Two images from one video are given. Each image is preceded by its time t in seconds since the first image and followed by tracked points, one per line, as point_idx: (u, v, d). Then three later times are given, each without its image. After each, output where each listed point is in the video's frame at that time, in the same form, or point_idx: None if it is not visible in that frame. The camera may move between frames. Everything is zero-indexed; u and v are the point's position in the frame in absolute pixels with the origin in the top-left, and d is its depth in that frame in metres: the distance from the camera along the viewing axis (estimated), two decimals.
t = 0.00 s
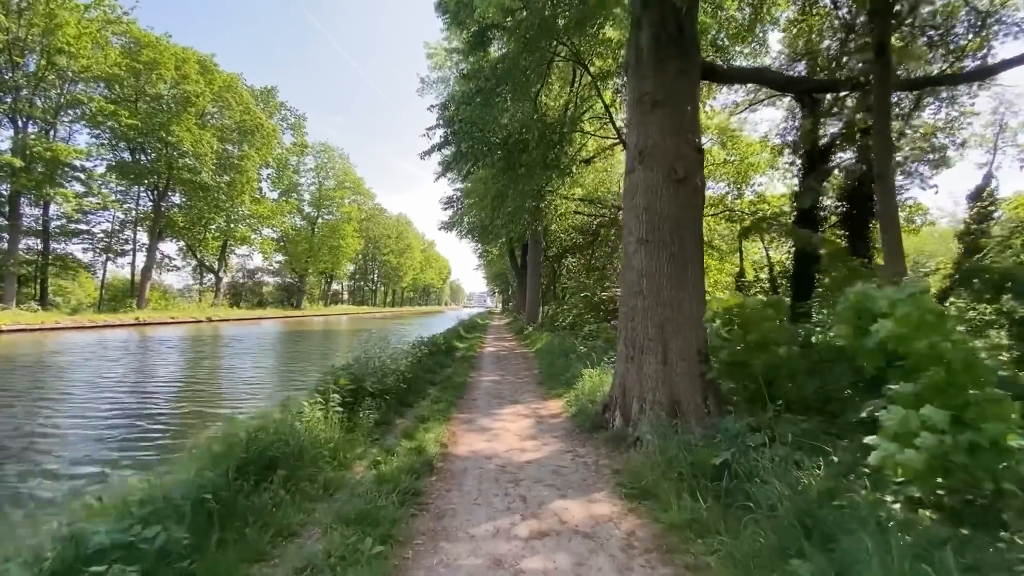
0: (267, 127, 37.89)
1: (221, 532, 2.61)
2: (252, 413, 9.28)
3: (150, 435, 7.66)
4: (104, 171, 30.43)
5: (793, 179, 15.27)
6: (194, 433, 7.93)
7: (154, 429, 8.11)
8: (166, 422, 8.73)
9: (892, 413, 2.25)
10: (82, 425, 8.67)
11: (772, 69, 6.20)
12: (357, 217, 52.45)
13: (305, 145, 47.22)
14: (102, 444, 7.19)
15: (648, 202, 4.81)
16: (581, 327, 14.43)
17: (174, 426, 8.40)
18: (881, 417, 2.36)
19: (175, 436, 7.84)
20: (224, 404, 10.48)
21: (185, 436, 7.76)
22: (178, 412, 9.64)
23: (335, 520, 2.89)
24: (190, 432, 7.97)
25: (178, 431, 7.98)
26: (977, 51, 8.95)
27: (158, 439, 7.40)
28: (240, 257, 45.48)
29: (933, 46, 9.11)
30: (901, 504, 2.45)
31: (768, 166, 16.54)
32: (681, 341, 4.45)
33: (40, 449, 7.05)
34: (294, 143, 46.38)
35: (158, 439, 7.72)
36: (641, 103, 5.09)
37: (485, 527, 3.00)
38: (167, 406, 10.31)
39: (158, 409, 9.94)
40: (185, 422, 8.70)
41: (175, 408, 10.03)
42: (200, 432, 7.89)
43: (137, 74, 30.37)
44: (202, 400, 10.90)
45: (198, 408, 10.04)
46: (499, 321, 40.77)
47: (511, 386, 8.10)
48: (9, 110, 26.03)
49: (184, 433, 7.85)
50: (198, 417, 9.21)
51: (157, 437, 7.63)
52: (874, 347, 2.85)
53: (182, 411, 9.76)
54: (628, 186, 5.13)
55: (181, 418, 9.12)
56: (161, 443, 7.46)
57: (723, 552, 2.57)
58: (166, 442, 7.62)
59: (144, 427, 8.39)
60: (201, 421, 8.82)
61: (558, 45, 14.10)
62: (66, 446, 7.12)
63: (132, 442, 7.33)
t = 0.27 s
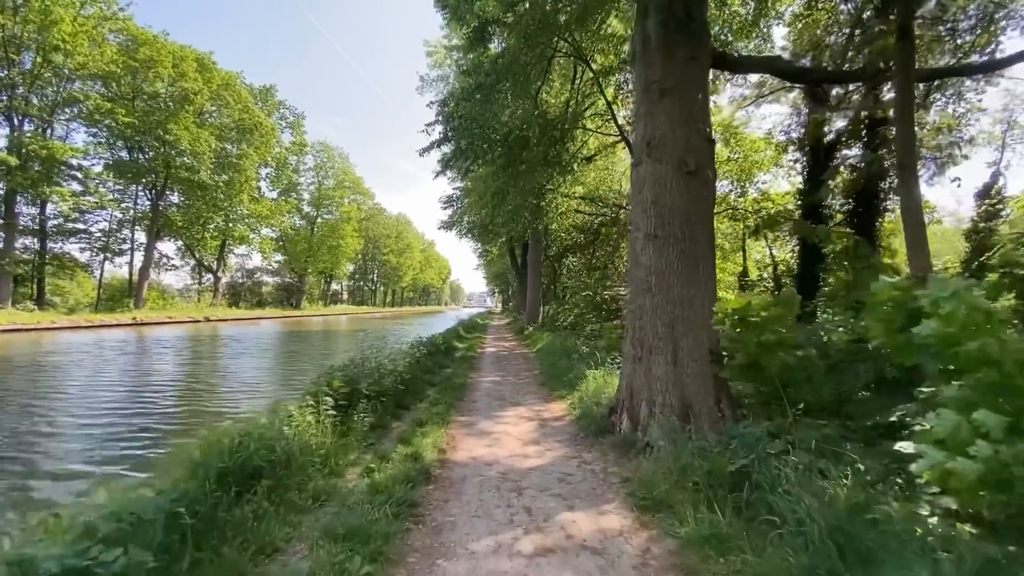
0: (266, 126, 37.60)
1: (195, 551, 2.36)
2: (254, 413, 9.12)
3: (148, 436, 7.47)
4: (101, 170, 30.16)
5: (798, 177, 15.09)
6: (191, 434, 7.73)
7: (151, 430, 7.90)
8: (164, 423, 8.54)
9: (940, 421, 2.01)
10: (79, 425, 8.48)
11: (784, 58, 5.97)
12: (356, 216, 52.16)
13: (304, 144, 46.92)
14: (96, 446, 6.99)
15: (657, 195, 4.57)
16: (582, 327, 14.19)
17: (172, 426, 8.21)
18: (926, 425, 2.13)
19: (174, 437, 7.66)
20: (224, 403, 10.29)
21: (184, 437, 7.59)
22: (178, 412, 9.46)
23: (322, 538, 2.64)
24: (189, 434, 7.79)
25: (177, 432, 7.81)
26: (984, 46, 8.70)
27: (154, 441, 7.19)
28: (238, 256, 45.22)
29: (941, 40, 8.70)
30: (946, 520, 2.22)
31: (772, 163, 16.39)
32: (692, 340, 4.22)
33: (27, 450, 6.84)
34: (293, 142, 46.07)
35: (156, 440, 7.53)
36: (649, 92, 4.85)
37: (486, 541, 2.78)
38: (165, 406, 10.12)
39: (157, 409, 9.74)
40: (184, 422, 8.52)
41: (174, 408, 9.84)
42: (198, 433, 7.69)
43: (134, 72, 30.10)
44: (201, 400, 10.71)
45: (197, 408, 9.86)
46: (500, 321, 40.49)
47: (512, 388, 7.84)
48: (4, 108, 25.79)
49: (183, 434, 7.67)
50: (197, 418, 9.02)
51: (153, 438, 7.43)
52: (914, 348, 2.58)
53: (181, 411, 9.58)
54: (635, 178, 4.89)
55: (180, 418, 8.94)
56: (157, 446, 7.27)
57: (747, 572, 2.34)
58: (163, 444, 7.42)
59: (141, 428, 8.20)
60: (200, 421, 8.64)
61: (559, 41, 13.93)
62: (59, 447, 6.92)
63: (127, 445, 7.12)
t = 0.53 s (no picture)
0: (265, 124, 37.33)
1: None
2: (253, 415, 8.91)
3: (143, 439, 7.27)
4: (98, 169, 29.89)
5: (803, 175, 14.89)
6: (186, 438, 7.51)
7: (144, 434, 7.67)
8: (159, 425, 8.32)
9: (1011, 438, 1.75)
10: (72, 427, 8.25)
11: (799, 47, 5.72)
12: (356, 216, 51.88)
13: (303, 143, 46.66)
14: (87, 450, 6.77)
15: (668, 189, 4.32)
16: (584, 328, 13.93)
17: (168, 429, 7.99)
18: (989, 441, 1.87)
19: (170, 440, 7.46)
20: (222, 404, 10.09)
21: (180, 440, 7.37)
22: (175, 414, 9.24)
23: (306, 560, 2.39)
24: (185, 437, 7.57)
25: (172, 435, 7.59)
26: (992, 42, 8.39)
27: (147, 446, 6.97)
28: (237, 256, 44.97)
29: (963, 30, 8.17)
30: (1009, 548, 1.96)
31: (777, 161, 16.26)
32: (707, 342, 3.96)
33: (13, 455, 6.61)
34: (292, 142, 45.78)
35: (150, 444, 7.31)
36: (659, 80, 4.60)
37: (488, 565, 2.53)
38: (162, 408, 9.90)
39: (153, 411, 9.53)
40: (180, 425, 8.30)
41: (170, 410, 9.63)
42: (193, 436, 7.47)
43: (131, 70, 29.85)
44: (198, 402, 10.49)
45: (194, 409, 9.64)
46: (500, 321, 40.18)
47: (514, 391, 7.59)
48: None
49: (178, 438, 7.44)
50: (194, 420, 8.81)
51: (146, 442, 7.21)
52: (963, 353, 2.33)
53: (178, 412, 9.37)
54: (645, 171, 4.64)
55: (176, 420, 8.72)
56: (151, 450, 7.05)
57: None
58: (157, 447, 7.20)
59: (136, 431, 7.98)
60: (197, 424, 8.43)
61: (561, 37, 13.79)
62: (48, 452, 6.70)
63: (119, 449, 6.90)
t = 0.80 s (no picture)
0: (263, 124, 37.04)
1: None
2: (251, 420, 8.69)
3: (134, 445, 7.03)
4: (95, 169, 29.63)
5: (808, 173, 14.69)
6: (179, 444, 7.27)
7: (136, 439, 7.44)
8: (153, 429, 8.09)
9: None
10: (63, 432, 8.01)
11: (813, 38, 5.48)
12: (356, 216, 51.63)
13: (302, 142, 46.42)
14: (77, 457, 6.52)
15: (680, 185, 4.09)
16: (587, 329, 13.69)
17: (162, 434, 7.76)
18: None
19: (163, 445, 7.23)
20: (219, 407, 9.85)
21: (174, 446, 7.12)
22: (171, 417, 9.02)
23: None
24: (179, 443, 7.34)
25: (166, 441, 7.35)
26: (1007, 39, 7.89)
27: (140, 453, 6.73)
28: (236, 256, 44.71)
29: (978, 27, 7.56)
30: None
31: (782, 160, 16.04)
32: (723, 348, 3.73)
33: None
34: (291, 141, 45.48)
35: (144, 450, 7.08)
36: (670, 71, 4.35)
37: None
38: (157, 411, 9.67)
39: (148, 414, 9.29)
40: (175, 429, 8.08)
41: (166, 413, 9.41)
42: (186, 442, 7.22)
43: (128, 68, 29.59)
44: (194, 404, 10.26)
45: (190, 412, 9.42)
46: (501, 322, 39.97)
47: (515, 396, 7.34)
48: None
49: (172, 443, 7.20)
50: (190, 424, 8.59)
51: (139, 447, 6.99)
52: None
53: (174, 416, 9.14)
54: (654, 168, 4.40)
55: (172, 424, 8.50)
56: (144, 456, 6.82)
57: None
58: (151, 454, 6.96)
59: (129, 436, 7.75)
60: (193, 428, 8.20)
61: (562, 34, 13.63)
62: (34, 458, 6.45)
63: (109, 456, 6.65)
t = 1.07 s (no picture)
0: (262, 122, 36.75)
1: None
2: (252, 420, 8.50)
3: (126, 448, 6.81)
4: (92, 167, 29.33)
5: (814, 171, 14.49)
6: (173, 447, 7.03)
7: (130, 442, 7.20)
8: (149, 431, 7.86)
9: None
10: (56, 434, 7.78)
11: (830, 25, 5.27)
12: (355, 216, 51.39)
13: (301, 141, 46.15)
14: (65, 461, 6.29)
15: (694, 176, 3.87)
16: (589, 329, 13.47)
17: (159, 436, 7.54)
18: None
19: (155, 447, 7.02)
20: (218, 408, 9.64)
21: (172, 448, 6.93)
22: (169, 418, 8.81)
23: None
24: (175, 445, 7.12)
25: (163, 443, 7.14)
26: None
27: (134, 455, 6.51)
28: (235, 256, 44.42)
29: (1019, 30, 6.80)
30: None
31: (786, 157, 15.80)
32: (741, 348, 3.51)
33: None
34: (291, 140, 45.24)
35: (140, 453, 6.86)
36: (682, 57, 4.13)
37: None
38: (154, 412, 9.43)
39: (143, 416, 9.05)
40: (172, 430, 7.86)
41: (163, 414, 9.18)
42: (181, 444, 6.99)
43: (127, 66, 29.12)
44: (193, 405, 10.04)
45: (189, 413, 9.20)
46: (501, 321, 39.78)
47: (518, 397, 7.12)
48: None
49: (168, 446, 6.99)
50: (185, 425, 8.38)
51: (130, 450, 6.78)
52: None
53: (172, 416, 8.92)
54: (666, 159, 4.18)
55: (171, 425, 8.29)
56: (136, 459, 6.61)
57: None
58: (146, 457, 6.73)
59: (124, 438, 7.52)
60: (193, 429, 8.00)
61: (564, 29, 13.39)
62: (20, 462, 6.22)
63: (101, 460, 6.40)
